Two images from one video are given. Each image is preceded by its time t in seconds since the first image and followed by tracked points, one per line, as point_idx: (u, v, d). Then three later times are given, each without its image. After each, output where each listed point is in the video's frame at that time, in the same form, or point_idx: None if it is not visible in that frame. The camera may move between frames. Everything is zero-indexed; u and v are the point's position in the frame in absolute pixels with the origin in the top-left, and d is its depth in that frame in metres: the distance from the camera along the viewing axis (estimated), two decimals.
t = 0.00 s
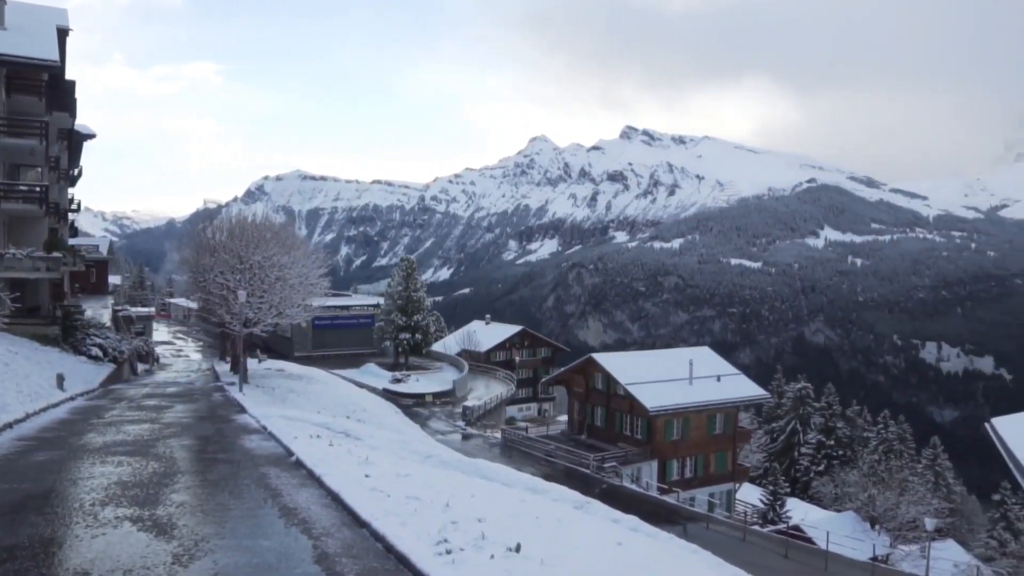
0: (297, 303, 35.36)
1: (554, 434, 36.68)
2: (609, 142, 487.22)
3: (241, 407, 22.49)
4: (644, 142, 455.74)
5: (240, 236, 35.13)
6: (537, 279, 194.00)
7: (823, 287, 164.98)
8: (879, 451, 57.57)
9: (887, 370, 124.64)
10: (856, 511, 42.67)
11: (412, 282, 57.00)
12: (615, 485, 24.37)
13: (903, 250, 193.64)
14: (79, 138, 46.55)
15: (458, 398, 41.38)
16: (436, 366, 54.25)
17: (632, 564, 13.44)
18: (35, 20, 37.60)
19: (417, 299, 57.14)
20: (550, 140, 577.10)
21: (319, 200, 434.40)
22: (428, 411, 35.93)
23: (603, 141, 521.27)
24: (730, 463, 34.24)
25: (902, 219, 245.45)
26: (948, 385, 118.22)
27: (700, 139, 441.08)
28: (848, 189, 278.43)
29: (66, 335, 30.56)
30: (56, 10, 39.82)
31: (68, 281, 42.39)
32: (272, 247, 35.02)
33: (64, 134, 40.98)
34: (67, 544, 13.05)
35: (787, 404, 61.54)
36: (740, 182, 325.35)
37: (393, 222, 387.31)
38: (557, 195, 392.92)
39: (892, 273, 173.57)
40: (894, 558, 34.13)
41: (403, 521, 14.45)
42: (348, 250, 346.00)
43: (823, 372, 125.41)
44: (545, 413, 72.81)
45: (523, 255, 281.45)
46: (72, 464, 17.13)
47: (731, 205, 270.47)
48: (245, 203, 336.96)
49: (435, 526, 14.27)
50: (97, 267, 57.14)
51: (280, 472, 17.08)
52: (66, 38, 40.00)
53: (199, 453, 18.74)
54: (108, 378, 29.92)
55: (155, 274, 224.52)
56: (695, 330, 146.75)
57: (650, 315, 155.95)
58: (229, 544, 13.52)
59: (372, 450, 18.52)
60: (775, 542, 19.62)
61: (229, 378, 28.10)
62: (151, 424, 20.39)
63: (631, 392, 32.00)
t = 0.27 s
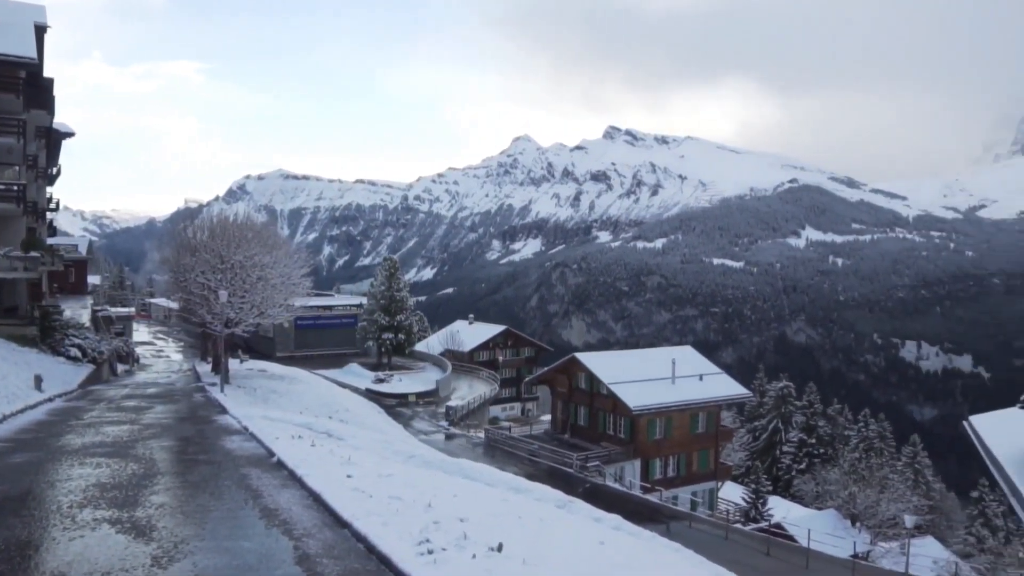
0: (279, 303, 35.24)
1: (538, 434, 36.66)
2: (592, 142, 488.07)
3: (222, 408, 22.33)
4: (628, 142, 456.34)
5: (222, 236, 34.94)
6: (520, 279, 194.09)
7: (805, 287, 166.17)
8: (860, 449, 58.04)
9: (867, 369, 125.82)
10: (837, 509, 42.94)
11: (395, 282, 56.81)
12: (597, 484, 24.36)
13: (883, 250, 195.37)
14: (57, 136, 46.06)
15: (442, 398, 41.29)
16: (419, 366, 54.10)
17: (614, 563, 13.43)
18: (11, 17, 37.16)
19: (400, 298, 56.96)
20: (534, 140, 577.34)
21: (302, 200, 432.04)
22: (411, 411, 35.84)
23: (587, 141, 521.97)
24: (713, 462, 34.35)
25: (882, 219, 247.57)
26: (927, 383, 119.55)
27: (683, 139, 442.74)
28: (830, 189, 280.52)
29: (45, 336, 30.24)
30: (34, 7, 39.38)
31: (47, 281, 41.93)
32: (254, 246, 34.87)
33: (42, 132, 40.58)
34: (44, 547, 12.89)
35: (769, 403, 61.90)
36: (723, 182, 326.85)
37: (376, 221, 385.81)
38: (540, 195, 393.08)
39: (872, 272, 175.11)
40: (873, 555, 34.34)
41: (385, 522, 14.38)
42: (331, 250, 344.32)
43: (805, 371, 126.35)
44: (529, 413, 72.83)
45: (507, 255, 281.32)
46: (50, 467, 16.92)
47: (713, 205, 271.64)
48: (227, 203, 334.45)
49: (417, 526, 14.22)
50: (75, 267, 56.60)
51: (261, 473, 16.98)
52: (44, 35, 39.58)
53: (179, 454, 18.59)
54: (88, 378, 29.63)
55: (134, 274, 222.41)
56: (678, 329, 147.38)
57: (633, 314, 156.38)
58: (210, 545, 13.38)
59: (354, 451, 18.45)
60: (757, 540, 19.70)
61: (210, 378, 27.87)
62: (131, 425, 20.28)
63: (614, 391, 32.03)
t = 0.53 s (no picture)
0: (263, 303, 35.07)
1: (523, 434, 36.64)
2: (578, 142, 488.58)
3: (205, 409, 22.21)
4: (614, 142, 457.06)
5: (205, 235, 34.70)
6: (506, 278, 194.16)
7: (789, 286, 167.16)
8: (843, 448, 58.39)
9: (851, 368, 126.90)
10: (821, 507, 43.18)
11: (380, 282, 56.63)
12: (583, 484, 24.38)
13: (866, 250, 196.87)
14: (38, 134, 45.67)
15: (427, 398, 41.20)
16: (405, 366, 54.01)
17: (599, 562, 13.45)
18: None
19: (385, 298, 56.78)
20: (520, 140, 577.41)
21: (286, 199, 429.79)
22: (396, 411, 35.75)
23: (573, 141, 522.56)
24: (698, 461, 34.46)
25: (865, 219, 249.34)
26: (909, 382, 120.75)
27: (668, 139, 444.09)
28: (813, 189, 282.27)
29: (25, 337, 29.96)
30: (14, 4, 39.02)
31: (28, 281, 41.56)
32: (238, 246, 34.67)
33: (23, 130, 40.26)
34: (23, 550, 12.76)
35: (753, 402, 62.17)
36: (708, 182, 328.00)
37: (362, 221, 384.41)
38: (526, 195, 393.10)
39: (855, 272, 176.43)
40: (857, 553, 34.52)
41: (369, 522, 14.34)
42: (316, 250, 342.73)
43: (789, 370, 127.13)
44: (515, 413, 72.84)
45: (492, 254, 281.18)
46: (31, 468, 16.76)
47: (698, 205, 272.53)
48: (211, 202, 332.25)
49: (402, 527, 14.16)
50: (57, 267, 56.10)
51: (244, 473, 16.90)
52: (24, 32, 39.24)
53: (162, 455, 18.46)
54: (69, 379, 29.34)
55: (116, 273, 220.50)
56: (664, 329, 147.87)
57: (619, 314, 156.76)
58: (192, 547, 13.28)
59: (339, 451, 18.40)
60: (742, 538, 19.79)
61: (193, 378, 27.69)
62: (113, 425, 20.12)
63: (599, 391, 32.09)
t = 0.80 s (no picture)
0: (247, 304, 34.93)
1: (509, 433, 36.65)
2: (564, 142, 488.80)
3: (189, 410, 22.10)
4: (599, 141, 457.38)
5: (188, 234, 34.48)
6: (492, 278, 194.14)
7: (773, 286, 168.09)
8: (827, 446, 58.76)
9: (835, 367, 128.10)
10: (805, 505, 43.53)
11: (366, 282, 56.46)
12: (569, 483, 24.40)
13: (850, 249, 198.29)
14: (20, 133, 45.32)
15: (413, 397, 41.12)
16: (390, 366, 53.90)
17: (583, 561, 13.41)
18: None
19: (371, 298, 56.57)
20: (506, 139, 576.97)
21: (271, 199, 426.98)
22: (381, 411, 35.68)
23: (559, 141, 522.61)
24: (683, 460, 34.60)
25: (849, 219, 251.07)
26: (893, 381, 122.07)
27: (654, 139, 445.10)
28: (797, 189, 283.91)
29: (5, 337, 29.70)
30: None
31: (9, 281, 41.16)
32: (221, 245, 34.48)
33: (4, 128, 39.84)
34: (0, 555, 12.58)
35: (738, 401, 62.46)
36: (693, 182, 329.01)
37: (347, 220, 382.56)
38: (511, 194, 392.93)
39: (839, 271, 177.69)
40: (841, 550, 34.71)
41: (353, 521, 14.28)
42: (301, 249, 340.90)
43: (773, 370, 127.94)
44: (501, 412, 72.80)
45: (478, 254, 280.97)
46: (11, 470, 16.56)
47: (684, 205, 273.33)
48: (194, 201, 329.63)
49: (386, 526, 14.15)
50: (38, 267, 55.53)
51: (228, 474, 16.83)
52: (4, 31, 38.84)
53: (145, 456, 18.32)
54: (50, 380, 29.08)
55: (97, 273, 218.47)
56: (649, 328, 148.37)
57: (604, 314, 157.09)
58: (174, 549, 13.17)
59: (324, 451, 18.35)
60: (728, 537, 19.84)
61: (177, 379, 27.51)
62: (95, 427, 19.95)
63: (585, 390, 32.15)
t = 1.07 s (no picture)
0: (228, 303, 34.79)
1: (492, 433, 36.61)
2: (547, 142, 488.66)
3: (169, 411, 21.92)
4: (582, 141, 457.98)
5: (168, 234, 34.31)
6: (475, 278, 193.87)
7: (755, 285, 169.03)
8: (808, 445, 59.15)
9: (816, 366, 129.30)
10: (786, 503, 43.74)
11: (348, 281, 56.25)
12: (551, 482, 24.41)
13: (830, 249, 199.87)
14: None
15: (395, 397, 41.01)
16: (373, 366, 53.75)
17: (565, 561, 13.45)
18: None
19: (353, 298, 56.35)
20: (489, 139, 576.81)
21: (252, 198, 423.51)
22: (364, 412, 35.56)
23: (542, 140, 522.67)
24: (665, 459, 34.71)
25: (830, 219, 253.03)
26: (873, 380, 123.56)
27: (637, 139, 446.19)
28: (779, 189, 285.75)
29: None
30: None
31: None
32: (201, 245, 34.35)
33: None
34: None
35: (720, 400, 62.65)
36: (675, 182, 330.00)
37: (329, 220, 380.18)
38: (494, 194, 392.35)
39: (820, 271, 179.12)
40: (821, 547, 34.90)
41: (335, 522, 14.22)
42: (283, 249, 338.47)
43: (756, 369, 128.66)
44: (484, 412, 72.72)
45: (461, 254, 280.55)
46: None
47: (666, 205, 274.04)
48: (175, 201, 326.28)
49: (367, 526, 14.08)
50: (15, 267, 54.75)
51: (208, 475, 16.71)
52: None
53: (124, 457, 18.16)
54: (27, 381, 28.73)
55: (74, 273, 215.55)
56: (632, 328, 148.71)
57: (588, 314, 157.42)
58: (153, 551, 13.03)
59: (305, 452, 18.26)
60: (709, 536, 19.92)
61: (157, 380, 27.27)
62: (73, 428, 19.71)
63: (568, 390, 32.17)
